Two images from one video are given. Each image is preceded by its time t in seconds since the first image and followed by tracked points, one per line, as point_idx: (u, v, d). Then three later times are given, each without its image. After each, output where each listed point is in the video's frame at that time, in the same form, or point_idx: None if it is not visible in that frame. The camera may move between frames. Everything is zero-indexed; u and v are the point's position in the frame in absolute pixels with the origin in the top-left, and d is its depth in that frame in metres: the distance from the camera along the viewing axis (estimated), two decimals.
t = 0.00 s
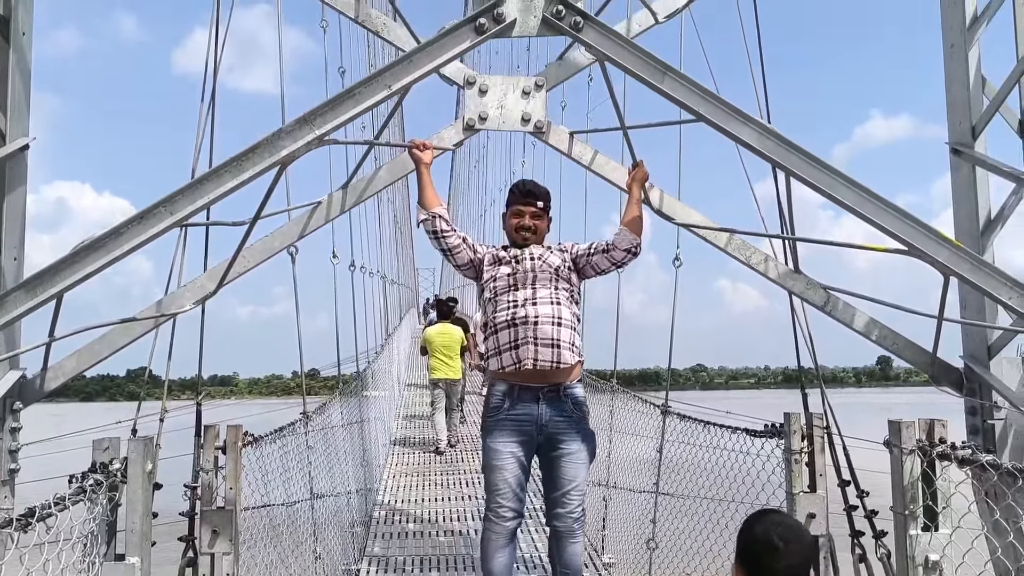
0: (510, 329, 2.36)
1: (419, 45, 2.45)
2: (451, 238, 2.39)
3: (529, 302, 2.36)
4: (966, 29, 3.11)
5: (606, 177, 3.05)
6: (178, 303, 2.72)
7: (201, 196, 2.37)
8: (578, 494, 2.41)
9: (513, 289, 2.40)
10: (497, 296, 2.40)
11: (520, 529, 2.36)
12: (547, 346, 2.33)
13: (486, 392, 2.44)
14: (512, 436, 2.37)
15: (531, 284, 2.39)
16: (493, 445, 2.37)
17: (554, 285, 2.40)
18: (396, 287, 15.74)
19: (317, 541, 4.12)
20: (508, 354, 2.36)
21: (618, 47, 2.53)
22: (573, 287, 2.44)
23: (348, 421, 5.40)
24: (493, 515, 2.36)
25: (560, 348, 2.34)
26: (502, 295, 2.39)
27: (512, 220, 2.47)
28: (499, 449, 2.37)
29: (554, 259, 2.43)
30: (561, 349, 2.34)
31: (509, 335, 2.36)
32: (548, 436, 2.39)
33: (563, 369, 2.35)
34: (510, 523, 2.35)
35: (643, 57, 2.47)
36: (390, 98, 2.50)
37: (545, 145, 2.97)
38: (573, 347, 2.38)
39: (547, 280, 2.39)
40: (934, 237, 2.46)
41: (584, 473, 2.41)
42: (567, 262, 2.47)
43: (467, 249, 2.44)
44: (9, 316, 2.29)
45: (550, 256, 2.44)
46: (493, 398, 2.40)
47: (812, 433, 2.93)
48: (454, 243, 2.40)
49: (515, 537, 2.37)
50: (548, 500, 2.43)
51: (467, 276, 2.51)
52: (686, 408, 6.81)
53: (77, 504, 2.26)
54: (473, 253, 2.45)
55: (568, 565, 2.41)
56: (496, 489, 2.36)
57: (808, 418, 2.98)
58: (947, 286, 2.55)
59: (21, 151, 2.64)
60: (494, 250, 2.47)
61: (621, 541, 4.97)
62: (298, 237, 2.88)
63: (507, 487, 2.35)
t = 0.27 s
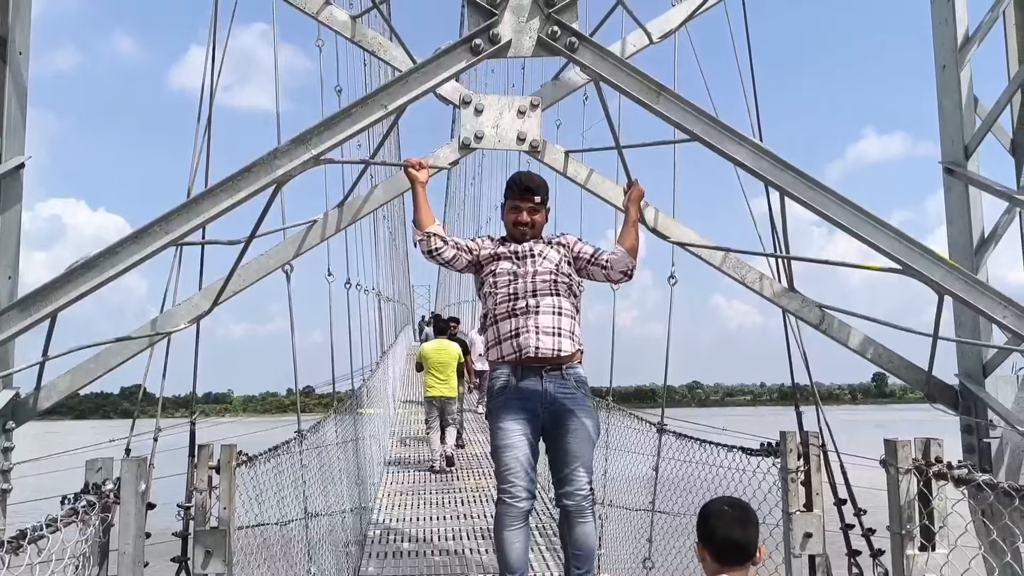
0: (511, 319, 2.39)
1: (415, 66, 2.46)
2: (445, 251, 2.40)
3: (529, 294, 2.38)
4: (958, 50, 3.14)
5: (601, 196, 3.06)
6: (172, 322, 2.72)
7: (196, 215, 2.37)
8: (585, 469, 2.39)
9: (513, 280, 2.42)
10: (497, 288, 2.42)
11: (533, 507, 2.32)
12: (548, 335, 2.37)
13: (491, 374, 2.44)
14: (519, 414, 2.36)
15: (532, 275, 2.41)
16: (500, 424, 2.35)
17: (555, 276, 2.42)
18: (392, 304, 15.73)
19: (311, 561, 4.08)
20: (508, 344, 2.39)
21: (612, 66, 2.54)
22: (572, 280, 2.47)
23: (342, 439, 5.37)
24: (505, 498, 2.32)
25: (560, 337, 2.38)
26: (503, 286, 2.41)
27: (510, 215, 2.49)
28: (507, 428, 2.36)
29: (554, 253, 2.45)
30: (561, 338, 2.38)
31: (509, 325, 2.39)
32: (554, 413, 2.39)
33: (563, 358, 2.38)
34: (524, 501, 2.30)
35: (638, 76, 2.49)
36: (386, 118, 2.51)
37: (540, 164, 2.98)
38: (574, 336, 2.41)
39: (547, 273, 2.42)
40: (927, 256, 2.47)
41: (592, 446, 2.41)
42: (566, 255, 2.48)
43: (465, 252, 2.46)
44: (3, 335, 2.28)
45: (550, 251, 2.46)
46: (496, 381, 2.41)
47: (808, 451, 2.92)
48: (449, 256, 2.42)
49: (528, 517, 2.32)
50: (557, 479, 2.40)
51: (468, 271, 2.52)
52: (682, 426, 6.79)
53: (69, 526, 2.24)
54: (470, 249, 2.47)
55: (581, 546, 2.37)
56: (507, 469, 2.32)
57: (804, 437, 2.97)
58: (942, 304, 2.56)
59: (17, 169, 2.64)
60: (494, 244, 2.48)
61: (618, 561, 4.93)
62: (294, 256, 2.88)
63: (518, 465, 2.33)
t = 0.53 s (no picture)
0: (509, 312, 2.36)
1: (412, 79, 2.47)
2: (437, 262, 2.40)
3: (528, 288, 2.37)
4: (952, 61, 3.15)
5: (598, 207, 3.07)
6: (170, 335, 2.71)
7: (193, 227, 2.37)
8: (585, 457, 2.36)
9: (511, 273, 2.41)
10: (495, 282, 2.41)
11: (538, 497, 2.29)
12: (546, 328, 2.35)
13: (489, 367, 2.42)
14: (518, 404, 2.34)
15: (531, 268, 2.40)
16: (499, 415, 2.33)
17: (553, 269, 2.42)
18: (389, 315, 15.73)
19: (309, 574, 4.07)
20: (506, 336, 2.36)
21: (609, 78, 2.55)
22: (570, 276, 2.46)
23: (340, 451, 5.36)
24: (508, 488, 2.29)
25: (558, 330, 2.36)
26: (501, 279, 2.40)
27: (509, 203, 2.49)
28: (506, 418, 2.33)
29: (553, 249, 2.45)
30: (559, 332, 2.36)
31: (506, 318, 2.37)
32: (553, 402, 2.36)
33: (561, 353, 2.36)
34: (528, 491, 2.28)
35: (634, 89, 2.50)
36: (383, 130, 2.52)
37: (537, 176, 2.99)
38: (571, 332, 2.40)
39: (546, 268, 2.41)
40: (924, 267, 2.48)
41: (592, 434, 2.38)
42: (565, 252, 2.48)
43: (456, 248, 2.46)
44: None
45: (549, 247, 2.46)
46: (494, 373, 2.39)
47: (806, 463, 2.92)
48: (441, 265, 2.41)
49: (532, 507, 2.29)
50: (558, 468, 2.37)
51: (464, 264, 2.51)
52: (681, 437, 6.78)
53: (65, 540, 2.23)
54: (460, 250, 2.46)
55: (581, 535, 2.34)
56: (508, 459, 2.30)
57: (802, 448, 2.97)
58: (938, 315, 2.57)
59: (14, 182, 2.64)
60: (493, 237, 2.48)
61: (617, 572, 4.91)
62: (291, 268, 2.88)
63: (519, 455, 2.30)
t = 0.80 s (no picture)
0: (505, 388, 2.33)
1: (413, 86, 2.48)
2: (432, 274, 2.38)
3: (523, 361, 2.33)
4: (951, 68, 3.16)
5: (598, 213, 3.07)
6: (170, 342, 2.71)
7: (193, 235, 2.37)
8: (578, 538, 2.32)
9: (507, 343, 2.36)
10: (491, 352, 2.36)
11: None
12: (542, 406, 2.31)
13: (483, 444, 2.39)
14: (513, 482, 2.30)
15: (528, 339, 2.35)
16: (494, 493, 2.29)
17: (550, 340, 2.37)
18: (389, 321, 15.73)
19: None
20: (500, 413, 2.33)
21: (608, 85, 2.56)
22: (567, 340, 2.41)
23: (340, 458, 5.35)
24: (501, 569, 2.24)
25: (555, 408, 2.32)
26: (497, 350, 2.35)
27: (505, 258, 2.43)
28: (501, 495, 2.30)
29: (550, 310, 2.39)
30: (556, 410, 2.32)
31: (502, 395, 2.33)
32: (547, 481, 2.33)
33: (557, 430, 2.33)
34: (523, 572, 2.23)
35: (634, 95, 2.51)
36: (383, 138, 2.52)
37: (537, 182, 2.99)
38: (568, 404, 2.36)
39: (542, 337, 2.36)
40: (924, 274, 2.48)
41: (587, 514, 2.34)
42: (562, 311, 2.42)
43: (450, 284, 2.41)
44: None
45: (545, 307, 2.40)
46: (489, 450, 2.36)
47: (808, 469, 2.90)
48: (436, 279, 2.38)
49: None
50: (552, 549, 2.33)
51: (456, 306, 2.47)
52: (681, 442, 6.77)
53: (64, 549, 2.23)
54: (460, 284, 2.42)
55: None
56: (503, 541, 2.25)
57: (803, 454, 2.96)
58: (939, 321, 2.57)
59: (14, 190, 2.64)
60: (489, 293, 2.43)
61: None
62: (292, 275, 2.88)
63: (513, 535, 2.26)
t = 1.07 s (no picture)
0: (495, 435, 2.29)
1: (415, 85, 2.48)
2: (440, 281, 2.37)
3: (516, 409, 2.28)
4: (954, 65, 3.16)
5: (599, 212, 3.07)
6: (172, 341, 2.71)
7: (196, 234, 2.37)
8: None
9: (501, 387, 2.32)
10: (485, 393, 2.32)
11: None
12: (529, 459, 2.27)
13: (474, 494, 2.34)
14: (503, 537, 2.29)
15: (522, 387, 2.30)
16: (484, 548, 2.29)
17: (545, 390, 2.31)
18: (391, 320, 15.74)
19: None
20: (489, 460, 2.29)
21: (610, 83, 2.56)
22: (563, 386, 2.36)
23: (342, 456, 5.35)
24: None
25: (543, 461, 2.27)
26: (491, 394, 2.31)
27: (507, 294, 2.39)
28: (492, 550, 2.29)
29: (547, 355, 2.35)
30: (544, 463, 2.28)
31: (493, 442, 2.29)
32: (538, 536, 2.31)
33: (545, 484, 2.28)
34: None
35: (636, 94, 2.51)
36: (385, 136, 2.52)
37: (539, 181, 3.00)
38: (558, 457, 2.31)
39: (537, 383, 2.32)
40: (926, 272, 2.48)
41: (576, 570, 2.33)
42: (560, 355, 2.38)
43: (455, 301, 2.40)
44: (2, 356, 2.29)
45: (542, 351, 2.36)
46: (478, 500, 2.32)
47: (810, 467, 2.92)
48: (444, 286, 2.38)
49: None
50: None
51: (455, 327, 2.44)
52: (684, 441, 6.76)
53: (68, 547, 2.23)
54: (462, 307, 2.40)
55: None
56: None
57: (805, 453, 2.96)
58: (942, 319, 2.57)
59: (17, 189, 2.65)
60: (490, 329, 2.38)
61: None
62: (294, 274, 2.88)
63: None
